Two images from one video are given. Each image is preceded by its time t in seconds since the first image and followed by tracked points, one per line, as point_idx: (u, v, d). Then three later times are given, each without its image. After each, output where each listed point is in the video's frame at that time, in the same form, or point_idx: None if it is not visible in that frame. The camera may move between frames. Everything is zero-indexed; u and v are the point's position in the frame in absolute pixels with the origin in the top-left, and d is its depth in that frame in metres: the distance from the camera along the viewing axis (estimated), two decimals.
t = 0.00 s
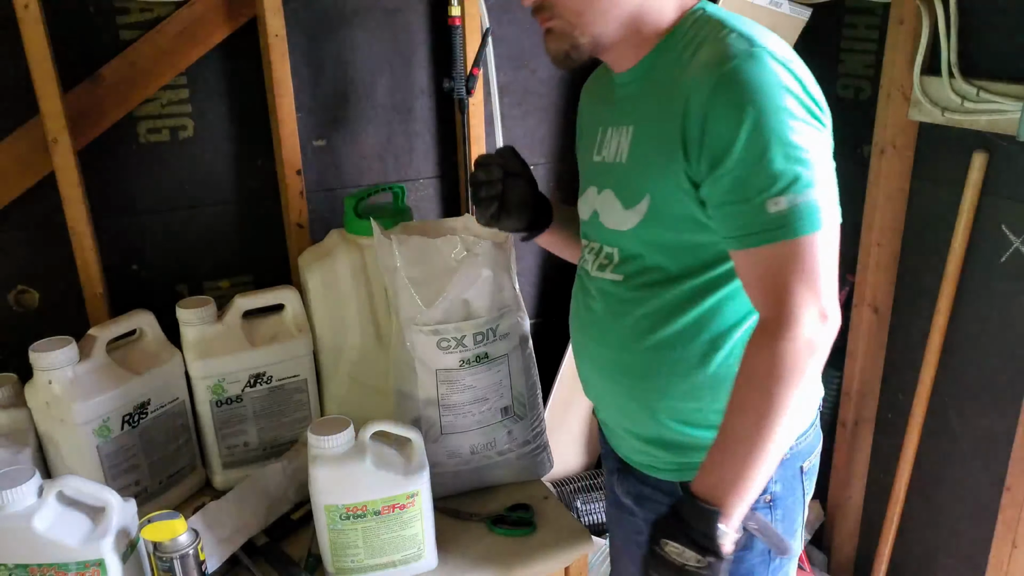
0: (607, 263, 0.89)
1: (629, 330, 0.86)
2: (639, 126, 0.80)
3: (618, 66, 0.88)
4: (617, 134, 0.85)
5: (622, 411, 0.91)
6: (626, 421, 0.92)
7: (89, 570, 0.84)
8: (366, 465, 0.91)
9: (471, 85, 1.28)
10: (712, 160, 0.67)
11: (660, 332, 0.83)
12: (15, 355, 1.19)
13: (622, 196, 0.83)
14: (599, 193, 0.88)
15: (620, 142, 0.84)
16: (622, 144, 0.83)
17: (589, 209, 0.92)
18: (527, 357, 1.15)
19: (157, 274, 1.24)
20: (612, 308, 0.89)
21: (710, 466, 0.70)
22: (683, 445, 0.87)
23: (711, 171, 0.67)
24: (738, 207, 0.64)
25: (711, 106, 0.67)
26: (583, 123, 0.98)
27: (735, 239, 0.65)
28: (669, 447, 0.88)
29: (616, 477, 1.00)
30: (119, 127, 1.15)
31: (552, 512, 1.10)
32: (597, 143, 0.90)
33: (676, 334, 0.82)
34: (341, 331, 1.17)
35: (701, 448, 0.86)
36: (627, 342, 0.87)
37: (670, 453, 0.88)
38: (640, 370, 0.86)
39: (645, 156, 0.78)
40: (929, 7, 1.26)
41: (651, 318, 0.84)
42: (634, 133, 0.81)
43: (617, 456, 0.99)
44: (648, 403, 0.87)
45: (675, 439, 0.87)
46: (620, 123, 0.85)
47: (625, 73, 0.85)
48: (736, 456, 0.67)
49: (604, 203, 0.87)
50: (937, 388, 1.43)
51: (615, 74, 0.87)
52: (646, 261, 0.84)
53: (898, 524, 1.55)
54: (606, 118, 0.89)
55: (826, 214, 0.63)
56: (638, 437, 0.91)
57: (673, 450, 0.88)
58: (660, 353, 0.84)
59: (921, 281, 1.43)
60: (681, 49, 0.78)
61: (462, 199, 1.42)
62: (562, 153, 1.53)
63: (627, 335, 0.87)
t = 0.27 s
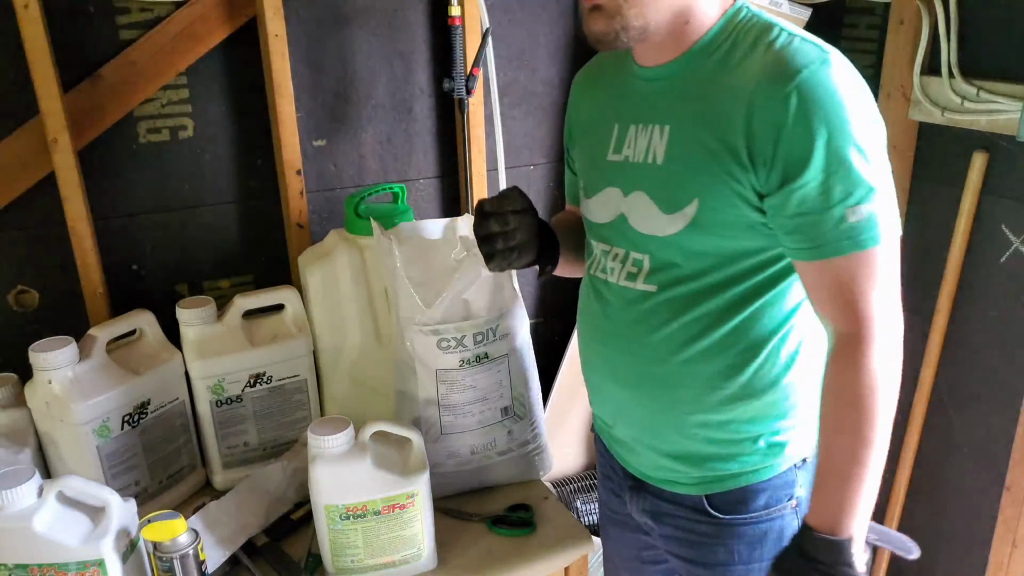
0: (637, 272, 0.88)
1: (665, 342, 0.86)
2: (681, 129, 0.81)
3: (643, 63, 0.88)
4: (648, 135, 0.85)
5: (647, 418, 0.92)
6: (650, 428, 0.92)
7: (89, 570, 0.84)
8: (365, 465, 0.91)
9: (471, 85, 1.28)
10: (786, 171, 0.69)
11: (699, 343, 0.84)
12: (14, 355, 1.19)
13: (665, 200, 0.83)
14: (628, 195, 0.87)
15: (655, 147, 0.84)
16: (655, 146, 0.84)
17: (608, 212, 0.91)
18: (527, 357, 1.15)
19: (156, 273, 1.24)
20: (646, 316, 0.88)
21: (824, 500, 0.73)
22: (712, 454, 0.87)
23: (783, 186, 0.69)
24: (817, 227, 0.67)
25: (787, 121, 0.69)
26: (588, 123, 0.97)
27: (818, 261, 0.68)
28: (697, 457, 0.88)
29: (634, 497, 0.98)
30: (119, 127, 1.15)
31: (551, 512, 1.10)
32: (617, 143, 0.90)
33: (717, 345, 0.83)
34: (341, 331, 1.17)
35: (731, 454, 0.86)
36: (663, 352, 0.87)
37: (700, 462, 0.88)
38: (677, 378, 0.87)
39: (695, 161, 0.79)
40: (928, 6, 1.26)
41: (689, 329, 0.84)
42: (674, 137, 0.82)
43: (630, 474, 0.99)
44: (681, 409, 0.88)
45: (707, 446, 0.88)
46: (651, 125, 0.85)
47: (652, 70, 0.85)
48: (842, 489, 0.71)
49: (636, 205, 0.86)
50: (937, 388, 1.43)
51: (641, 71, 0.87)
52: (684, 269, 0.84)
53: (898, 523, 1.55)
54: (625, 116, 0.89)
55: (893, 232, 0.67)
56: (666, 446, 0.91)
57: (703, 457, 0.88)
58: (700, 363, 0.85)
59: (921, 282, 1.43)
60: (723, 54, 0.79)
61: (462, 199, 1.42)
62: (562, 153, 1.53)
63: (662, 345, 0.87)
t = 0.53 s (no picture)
0: (669, 288, 0.82)
1: (701, 362, 0.81)
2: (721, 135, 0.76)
3: (673, 60, 0.82)
4: (682, 139, 0.80)
5: (676, 439, 0.86)
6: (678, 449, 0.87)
7: (90, 570, 0.84)
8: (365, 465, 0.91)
9: (471, 85, 1.28)
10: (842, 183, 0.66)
11: (739, 361, 0.79)
12: (14, 355, 1.19)
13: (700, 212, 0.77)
14: (657, 204, 0.81)
15: (692, 153, 0.78)
16: (691, 153, 0.78)
17: (630, 220, 0.85)
18: (527, 357, 1.15)
19: (156, 273, 1.24)
20: (675, 333, 0.83)
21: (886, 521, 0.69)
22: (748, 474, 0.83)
23: (847, 203, 0.65)
24: (874, 245, 0.64)
25: (852, 136, 0.65)
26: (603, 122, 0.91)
27: (875, 279, 0.64)
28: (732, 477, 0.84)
29: (656, 519, 0.93)
30: (119, 127, 1.15)
31: (551, 512, 1.10)
32: (642, 144, 0.84)
33: (758, 362, 0.79)
34: (341, 331, 1.17)
35: (767, 473, 0.83)
36: (700, 374, 0.82)
37: (733, 482, 0.84)
38: (715, 400, 0.82)
39: (736, 169, 0.74)
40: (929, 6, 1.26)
41: (728, 348, 0.79)
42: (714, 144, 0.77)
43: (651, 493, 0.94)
44: (716, 431, 0.83)
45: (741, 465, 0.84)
46: (685, 130, 0.80)
47: (687, 68, 0.80)
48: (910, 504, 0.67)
49: (670, 216, 0.80)
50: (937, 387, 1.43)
51: (672, 69, 0.82)
52: (717, 285, 0.79)
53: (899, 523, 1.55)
54: (649, 116, 0.84)
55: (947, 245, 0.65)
56: (695, 466, 0.86)
57: (737, 477, 0.84)
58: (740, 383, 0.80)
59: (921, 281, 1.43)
60: (769, 58, 0.74)
61: (462, 199, 1.42)
62: (562, 153, 1.53)
63: (698, 365, 0.82)
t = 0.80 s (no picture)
0: (701, 311, 0.77)
1: (738, 390, 0.77)
2: (762, 152, 0.71)
3: (706, 67, 0.77)
4: (716, 154, 0.75)
5: (708, 464, 0.83)
6: (711, 473, 0.83)
7: (90, 570, 0.84)
8: (365, 465, 0.91)
9: (471, 85, 1.28)
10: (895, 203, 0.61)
11: (777, 388, 0.75)
12: (14, 355, 1.19)
13: (737, 233, 0.73)
14: (688, 222, 0.77)
15: (727, 170, 0.74)
16: (727, 168, 0.74)
17: (658, 237, 0.81)
18: (527, 357, 1.15)
19: (156, 273, 1.24)
20: (710, 359, 0.78)
21: (906, 535, 0.61)
22: (787, 500, 0.80)
23: (903, 225, 0.60)
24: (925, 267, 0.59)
25: (909, 156, 0.60)
26: (626, 128, 0.85)
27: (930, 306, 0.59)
28: (771, 504, 0.80)
29: (687, 537, 0.89)
30: (119, 127, 1.15)
31: (551, 511, 1.10)
32: (670, 155, 0.79)
33: (797, 388, 0.75)
34: (341, 331, 1.17)
35: (805, 496, 0.79)
36: (735, 402, 0.78)
37: (769, 505, 0.81)
38: (752, 427, 0.78)
39: (778, 187, 0.70)
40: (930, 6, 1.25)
41: (764, 374, 0.75)
42: (753, 160, 0.72)
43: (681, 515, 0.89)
44: (753, 456, 0.79)
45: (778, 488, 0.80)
46: (719, 143, 0.75)
47: (721, 76, 0.75)
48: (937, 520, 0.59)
49: (704, 235, 0.76)
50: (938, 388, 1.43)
51: (704, 77, 0.76)
52: (755, 309, 0.74)
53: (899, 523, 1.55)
54: (679, 127, 0.79)
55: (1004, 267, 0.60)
56: (728, 487, 0.83)
57: (774, 503, 0.80)
58: (779, 410, 0.76)
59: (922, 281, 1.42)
60: (814, 67, 0.69)
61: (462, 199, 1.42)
62: (562, 153, 1.53)
63: (733, 393, 0.78)
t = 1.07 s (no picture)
0: (718, 323, 0.76)
1: (755, 405, 0.75)
2: (787, 159, 0.70)
3: (734, 72, 0.76)
4: (738, 159, 0.74)
5: (725, 480, 0.81)
6: (727, 490, 0.82)
7: (90, 570, 0.84)
8: (365, 465, 0.91)
9: (471, 85, 1.28)
10: (920, 215, 0.59)
11: (797, 407, 0.73)
12: (15, 355, 1.19)
13: (757, 241, 0.72)
14: (706, 229, 0.77)
15: (749, 176, 0.73)
16: (749, 174, 0.73)
17: (677, 242, 0.80)
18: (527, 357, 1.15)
19: (156, 273, 1.24)
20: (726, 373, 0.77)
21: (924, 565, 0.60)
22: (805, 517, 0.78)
23: (928, 238, 0.58)
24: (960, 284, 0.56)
25: (936, 166, 0.58)
26: (656, 133, 0.85)
27: (958, 324, 0.56)
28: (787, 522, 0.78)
29: (705, 558, 0.87)
30: (119, 127, 1.15)
31: (551, 512, 1.10)
32: (694, 162, 0.79)
33: (819, 409, 0.73)
34: (341, 331, 1.17)
35: (825, 519, 0.77)
36: (753, 419, 0.76)
37: (787, 526, 0.79)
38: (771, 446, 0.76)
39: (801, 195, 0.68)
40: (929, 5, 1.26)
41: (783, 392, 0.74)
42: (776, 166, 0.70)
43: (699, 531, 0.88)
44: (772, 475, 0.78)
45: (798, 509, 0.78)
46: (742, 149, 0.74)
47: (748, 81, 0.74)
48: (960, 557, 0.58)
49: (723, 242, 0.75)
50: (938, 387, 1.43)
51: (731, 82, 0.75)
52: (774, 323, 0.72)
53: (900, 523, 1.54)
54: (705, 133, 0.78)
55: None
56: (746, 506, 0.81)
57: (791, 520, 0.79)
58: (798, 430, 0.74)
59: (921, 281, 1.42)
60: (842, 72, 0.67)
61: (462, 198, 1.42)
62: (562, 153, 1.53)
63: (751, 410, 0.76)
